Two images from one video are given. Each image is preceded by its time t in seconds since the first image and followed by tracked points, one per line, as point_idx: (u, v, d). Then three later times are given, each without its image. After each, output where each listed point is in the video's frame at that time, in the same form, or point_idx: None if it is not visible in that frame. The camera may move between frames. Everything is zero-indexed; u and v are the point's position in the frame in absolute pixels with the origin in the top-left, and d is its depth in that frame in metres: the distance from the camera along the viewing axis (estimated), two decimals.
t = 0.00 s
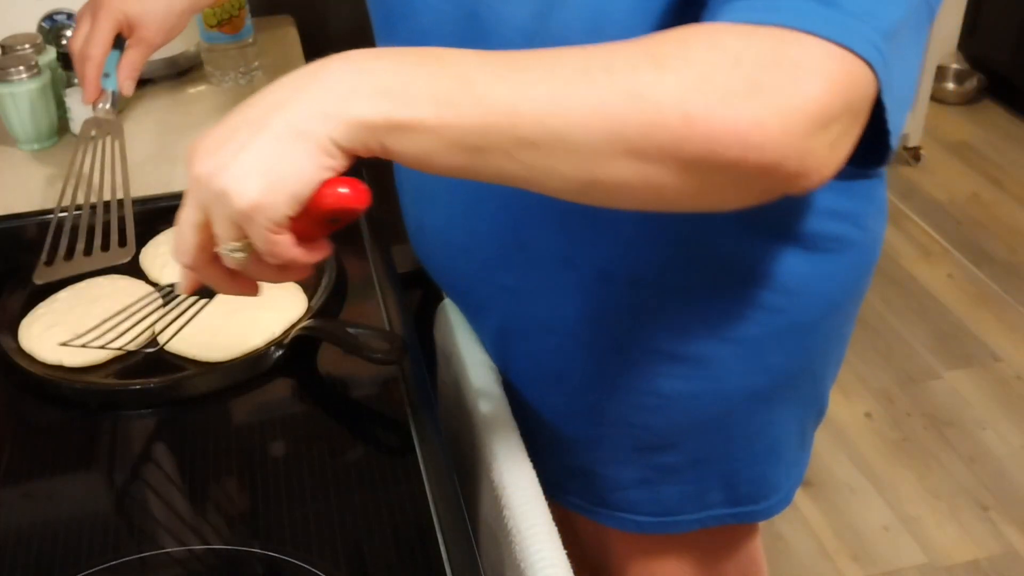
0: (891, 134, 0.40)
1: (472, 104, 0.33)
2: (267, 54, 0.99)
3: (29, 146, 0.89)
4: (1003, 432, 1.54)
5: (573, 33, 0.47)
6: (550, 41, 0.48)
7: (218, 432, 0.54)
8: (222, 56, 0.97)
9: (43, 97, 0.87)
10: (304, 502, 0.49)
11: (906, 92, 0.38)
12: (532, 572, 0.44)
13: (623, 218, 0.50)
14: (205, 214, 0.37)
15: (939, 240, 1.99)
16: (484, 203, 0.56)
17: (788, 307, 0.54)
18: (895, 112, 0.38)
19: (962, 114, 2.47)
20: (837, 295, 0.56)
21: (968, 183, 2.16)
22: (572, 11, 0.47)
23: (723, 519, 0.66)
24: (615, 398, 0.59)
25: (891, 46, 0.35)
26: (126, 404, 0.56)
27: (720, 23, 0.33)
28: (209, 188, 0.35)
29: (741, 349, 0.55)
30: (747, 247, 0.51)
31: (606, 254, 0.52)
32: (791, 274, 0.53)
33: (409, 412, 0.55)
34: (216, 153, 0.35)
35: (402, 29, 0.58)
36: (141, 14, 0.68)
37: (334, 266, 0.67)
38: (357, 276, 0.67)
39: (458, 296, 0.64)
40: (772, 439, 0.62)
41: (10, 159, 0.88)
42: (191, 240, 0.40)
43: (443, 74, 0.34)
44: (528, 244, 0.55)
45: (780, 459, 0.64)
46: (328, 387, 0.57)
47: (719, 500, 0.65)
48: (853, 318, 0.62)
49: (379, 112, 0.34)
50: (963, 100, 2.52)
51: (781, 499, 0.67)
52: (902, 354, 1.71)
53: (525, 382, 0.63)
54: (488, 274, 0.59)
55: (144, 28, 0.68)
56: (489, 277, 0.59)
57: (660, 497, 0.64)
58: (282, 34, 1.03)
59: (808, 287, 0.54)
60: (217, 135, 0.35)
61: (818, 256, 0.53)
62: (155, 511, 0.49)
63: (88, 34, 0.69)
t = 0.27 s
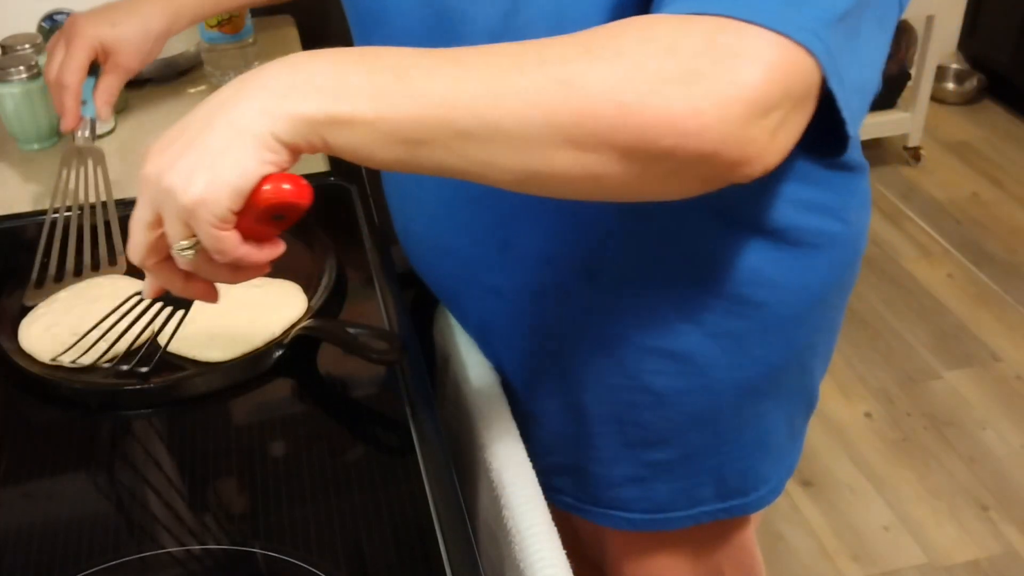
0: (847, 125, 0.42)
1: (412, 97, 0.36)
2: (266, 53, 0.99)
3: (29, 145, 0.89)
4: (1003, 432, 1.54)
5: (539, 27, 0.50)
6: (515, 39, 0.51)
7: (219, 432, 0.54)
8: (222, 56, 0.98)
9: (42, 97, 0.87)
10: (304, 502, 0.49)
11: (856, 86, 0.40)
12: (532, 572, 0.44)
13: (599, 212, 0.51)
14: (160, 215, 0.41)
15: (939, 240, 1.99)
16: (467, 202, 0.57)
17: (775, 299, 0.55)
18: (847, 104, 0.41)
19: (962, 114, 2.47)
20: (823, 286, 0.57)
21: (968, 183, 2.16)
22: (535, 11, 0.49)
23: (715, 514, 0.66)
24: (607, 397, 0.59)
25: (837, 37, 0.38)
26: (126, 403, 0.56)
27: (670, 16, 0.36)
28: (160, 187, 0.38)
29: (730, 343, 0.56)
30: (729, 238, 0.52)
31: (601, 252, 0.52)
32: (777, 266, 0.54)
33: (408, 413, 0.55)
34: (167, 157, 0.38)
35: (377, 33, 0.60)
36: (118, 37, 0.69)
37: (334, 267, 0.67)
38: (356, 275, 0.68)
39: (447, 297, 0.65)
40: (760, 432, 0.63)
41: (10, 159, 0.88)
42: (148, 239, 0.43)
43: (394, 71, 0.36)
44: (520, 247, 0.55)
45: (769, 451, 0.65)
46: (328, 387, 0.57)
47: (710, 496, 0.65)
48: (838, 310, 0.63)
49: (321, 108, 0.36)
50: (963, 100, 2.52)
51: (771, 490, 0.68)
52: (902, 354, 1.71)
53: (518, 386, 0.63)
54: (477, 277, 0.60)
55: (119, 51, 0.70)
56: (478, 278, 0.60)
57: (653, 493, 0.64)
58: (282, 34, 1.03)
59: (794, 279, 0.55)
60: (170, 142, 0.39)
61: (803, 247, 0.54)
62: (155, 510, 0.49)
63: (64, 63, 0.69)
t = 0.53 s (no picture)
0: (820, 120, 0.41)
1: (363, 92, 0.37)
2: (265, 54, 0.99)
3: (30, 146, 0.89)
4: (1003, 432, 1.54)
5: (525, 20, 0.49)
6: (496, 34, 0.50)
7: (218, 432, 0.54)
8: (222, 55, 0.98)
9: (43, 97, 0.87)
10: (304, 502, 0.49)
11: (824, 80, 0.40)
12: (532, 572, 0.44)
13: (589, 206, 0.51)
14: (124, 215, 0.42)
15: (939, 240, 1.99)
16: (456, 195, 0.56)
17: (765, 295, 0.56)
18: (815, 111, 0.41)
19: (962, 114, 2.47)
20: (812, 280, 0.58)
21: (968, 183, 2.16)
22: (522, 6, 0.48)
23: (714, 511, 0.67)
24: (605, 399, 0.59)
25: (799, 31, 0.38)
26: (125, 403, 0.56)
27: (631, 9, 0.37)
28: (124, 188, 0.40)
29: (724, 340, 0.57)
30: (717, 236, 0.53)
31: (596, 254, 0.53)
32: (763, 261, 0.55)
33: (409, 413, 0.55)
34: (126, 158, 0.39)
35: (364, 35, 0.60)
36: (97, 58, 0.70)
37: (334, 267, 0.67)
38: (355, 274, 0.68)
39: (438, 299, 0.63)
40: (757, 427, 0.64)
41: (10, 159, 0.88)
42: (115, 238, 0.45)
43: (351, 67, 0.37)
44: (515, 248, 0.55)
45: (766, 447, 0.66)
46: (328, 387, 0.57)
47: (709, 493, 0.66)
48: (830, 305, 0.64)
49: (276, 105, 0.37)
50: (963, 100, 2.52)
51: (771, 486, 0.68)
52: (901, 354, 1.71)
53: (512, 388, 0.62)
54: (463, 280, 0.59)
55: (99, 72, 0.71)
56: (466, 280, 0.59)
57: (652, 493, 0.65)
58: (283, 35, 1.04)
59: (781, 274, 0.56)
60: (130, 142, 0.40)
61: (789, 242, 0.55)
62: (155, 510, 0.49)
63: (43, 86, 0.70)
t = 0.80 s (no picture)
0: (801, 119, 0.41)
1: (340, 101, 0.37)
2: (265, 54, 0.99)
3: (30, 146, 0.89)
4: (1002, 432, 1.54)
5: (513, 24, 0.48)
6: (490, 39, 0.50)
7: (218, 432, 0.54)
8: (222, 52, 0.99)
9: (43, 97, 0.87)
10: (304, 503, 0.49)
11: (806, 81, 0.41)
12: (532, 571, 0.44)
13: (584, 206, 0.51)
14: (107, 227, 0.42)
15: (939, 240, 1.99)
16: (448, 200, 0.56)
17: (761, 294, 0.56)
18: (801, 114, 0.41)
19: (963, 114, 2.47)
20: (808, 279, 0.58)
21: (968, 183, 2.16)
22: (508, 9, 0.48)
23: (712, 511, 0.67)
24: (602, 400, 0.59)
25: (779, 31, 0.38)
26: (125, 403, 0.56)
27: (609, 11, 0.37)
28: (107, 202, 0.40)
29: (720, 339, 0.57)
30: (712, 237, 0.53)
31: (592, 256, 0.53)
32: (757, 260, 0.55)
33: (409, 413, 0.54)
34: (108, 172, 0.40)
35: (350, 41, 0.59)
36: (90, 82, 0.70)
37: (333, 268, 0.67)
38: (354, 275, 0.68)
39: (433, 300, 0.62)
40: (754, 426, 0.64)
41: (11, 159, 0.88)
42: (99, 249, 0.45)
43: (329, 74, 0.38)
44: (511, 250, 0.55)
45: (764, 445, 0.66)
46: (328, 387, 0.57)
47: (708, 492, 0.66)
48: (826, 304, 0.64)
49: (254, 117, 0.38)
50: (963, 100, 2.52)
51: (769, 484, 0.68)
52: (902, 354, 1.71)
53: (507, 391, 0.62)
54: (455, 283, 0.59)
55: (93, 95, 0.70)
56: (459, 284, 0.58)
57: (650, 492, 0.65)
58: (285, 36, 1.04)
59: (776, 273, 0.56)
60: (111, 155, 0.40)
61: (784, 240, 0.56)
62: (155, 510, 0.49)
63: (37, 114, 0.69)
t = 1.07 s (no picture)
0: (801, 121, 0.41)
1: (344, 113, 0.37)
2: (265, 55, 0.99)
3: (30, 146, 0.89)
4: (1003, 432, 1.54)
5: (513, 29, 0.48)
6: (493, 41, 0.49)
7: (219, 432, 0.54)
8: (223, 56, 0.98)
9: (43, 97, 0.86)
10: (304, 503, 0.49)
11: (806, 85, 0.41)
12: (532, 572, 0.44)
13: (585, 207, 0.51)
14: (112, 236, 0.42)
15: (939, 240, 1.99)
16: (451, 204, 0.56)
17: (761, 294, 0.56)
18: (798, 120, 0.41)
19: (963, 114, 2.47)
20: (807, 279, 0.58)
21: (968, 183, 2.16)
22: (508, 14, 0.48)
23: (713, 510, 0.67)
24: (603, 401, 0.59)
25: (779, 35, 0.38)
26: (125, 403, 0.56)
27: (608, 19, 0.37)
28: (112, 211, 0.40)
29: (720, 339, 0.57)
30: (712, 237, 0.53)
31: (592, 258, 0.53)
32: (756, 261, 0.55)
33: (408, 414, 0.54)
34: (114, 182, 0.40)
35: (349, 49, 0.58)
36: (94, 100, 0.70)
37: (333, 268, 0.67)
38: (353, 275, 0.68)
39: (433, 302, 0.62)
40: (754, 426, 0.64)
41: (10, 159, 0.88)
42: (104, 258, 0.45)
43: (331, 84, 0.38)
44: (511, 251, 0.54)
45: (764, 444, 0.66)
46: (328, 388, 0.57)
47: (708, 491, 0.66)
48: (825, 303, 0.64)
49: (261, 129, 0.38)
50: (963, 100, 2.52)
51: (769, 483, 0.68)
52: (902, 354, 1.71)
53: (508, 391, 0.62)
54: (457, 287, 0.59)
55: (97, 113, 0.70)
56: (460, 287, 0.58)
57: (651, 492, 0.65)
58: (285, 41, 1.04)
59: (776, 273, 0.56)
60: (116, 165, 0.40)
61: (783, 241, 0.56)
62: (155, 510, 0.49)
63: (39, 133, 0.69)
